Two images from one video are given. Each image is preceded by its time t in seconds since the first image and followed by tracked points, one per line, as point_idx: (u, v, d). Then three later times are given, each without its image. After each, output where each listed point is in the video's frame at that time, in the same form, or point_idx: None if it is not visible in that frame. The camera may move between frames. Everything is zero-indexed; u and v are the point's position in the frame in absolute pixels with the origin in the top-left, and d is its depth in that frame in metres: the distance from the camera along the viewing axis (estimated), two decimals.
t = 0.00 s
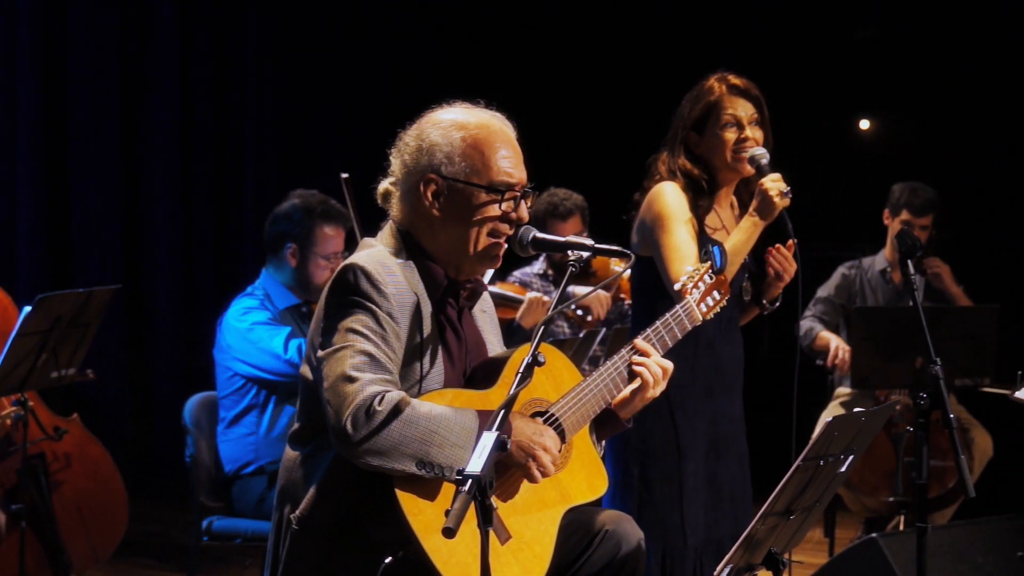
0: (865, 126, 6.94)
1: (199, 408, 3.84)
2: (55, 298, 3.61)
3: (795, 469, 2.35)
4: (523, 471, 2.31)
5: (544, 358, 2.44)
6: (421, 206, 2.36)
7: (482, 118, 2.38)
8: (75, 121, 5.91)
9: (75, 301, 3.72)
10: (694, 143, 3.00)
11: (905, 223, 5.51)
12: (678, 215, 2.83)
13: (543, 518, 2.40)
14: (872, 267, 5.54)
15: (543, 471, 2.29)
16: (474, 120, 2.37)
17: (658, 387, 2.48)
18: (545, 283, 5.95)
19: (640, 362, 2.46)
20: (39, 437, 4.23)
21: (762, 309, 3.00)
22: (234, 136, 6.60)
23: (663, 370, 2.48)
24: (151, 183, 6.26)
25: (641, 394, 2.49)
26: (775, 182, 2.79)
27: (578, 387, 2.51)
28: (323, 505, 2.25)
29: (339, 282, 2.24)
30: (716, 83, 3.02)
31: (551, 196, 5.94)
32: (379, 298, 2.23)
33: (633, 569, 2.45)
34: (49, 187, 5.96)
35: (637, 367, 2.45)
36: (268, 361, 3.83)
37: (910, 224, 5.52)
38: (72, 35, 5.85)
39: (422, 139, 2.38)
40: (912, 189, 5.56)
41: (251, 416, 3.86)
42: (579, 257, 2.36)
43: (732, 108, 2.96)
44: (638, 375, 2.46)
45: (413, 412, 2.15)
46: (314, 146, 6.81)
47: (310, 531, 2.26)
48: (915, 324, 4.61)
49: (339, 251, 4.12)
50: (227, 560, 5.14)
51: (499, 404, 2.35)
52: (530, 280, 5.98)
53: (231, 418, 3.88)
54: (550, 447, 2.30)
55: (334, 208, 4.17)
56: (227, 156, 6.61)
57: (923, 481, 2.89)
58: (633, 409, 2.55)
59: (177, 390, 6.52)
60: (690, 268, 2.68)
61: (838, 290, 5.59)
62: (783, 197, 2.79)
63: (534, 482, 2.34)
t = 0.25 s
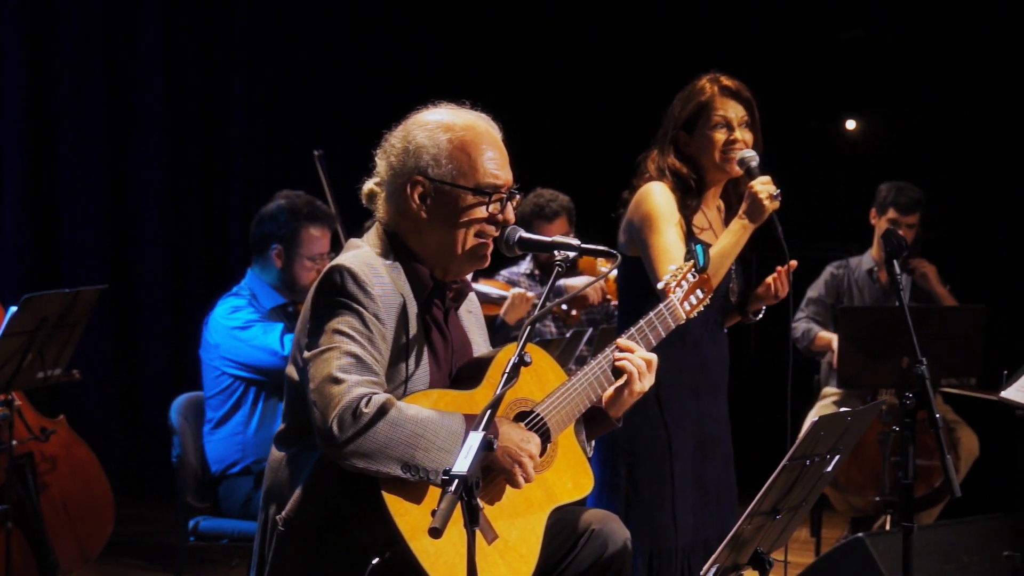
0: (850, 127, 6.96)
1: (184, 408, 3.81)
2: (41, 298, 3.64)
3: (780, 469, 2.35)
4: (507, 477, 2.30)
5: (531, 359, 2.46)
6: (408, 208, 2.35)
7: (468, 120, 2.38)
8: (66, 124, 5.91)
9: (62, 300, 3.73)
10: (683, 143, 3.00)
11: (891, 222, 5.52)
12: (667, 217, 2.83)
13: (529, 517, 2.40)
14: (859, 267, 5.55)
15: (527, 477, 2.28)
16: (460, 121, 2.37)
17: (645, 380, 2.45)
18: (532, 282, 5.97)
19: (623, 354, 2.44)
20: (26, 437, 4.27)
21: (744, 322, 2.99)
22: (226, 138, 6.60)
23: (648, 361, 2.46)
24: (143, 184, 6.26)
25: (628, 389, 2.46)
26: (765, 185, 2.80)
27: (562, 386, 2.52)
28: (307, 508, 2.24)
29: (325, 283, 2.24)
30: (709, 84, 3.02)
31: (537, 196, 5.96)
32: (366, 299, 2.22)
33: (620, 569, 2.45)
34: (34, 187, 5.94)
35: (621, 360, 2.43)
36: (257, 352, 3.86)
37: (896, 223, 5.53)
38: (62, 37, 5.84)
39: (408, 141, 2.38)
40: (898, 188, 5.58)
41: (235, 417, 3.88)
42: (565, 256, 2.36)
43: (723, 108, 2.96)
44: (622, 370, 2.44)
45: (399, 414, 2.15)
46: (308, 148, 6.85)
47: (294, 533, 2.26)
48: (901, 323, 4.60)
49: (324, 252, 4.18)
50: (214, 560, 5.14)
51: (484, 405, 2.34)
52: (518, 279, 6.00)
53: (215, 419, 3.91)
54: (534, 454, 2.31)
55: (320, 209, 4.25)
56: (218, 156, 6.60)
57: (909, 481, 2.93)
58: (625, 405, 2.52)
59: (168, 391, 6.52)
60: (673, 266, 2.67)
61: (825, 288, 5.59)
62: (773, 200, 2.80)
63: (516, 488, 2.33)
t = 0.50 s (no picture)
0: (843, 127, 6.90)
1: (178, 408, 3.79)
2: (35, 298, 3.63)
3: (775, 469, 2.35)
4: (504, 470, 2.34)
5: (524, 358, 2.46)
6: (399, 208, 2.35)
7: (458, 119, 2.39)
8: (62, 124, 5.90)
9: (55, 300, 3.73)
10: (675, 144, 3.00)
11: (886, 225, 5.52)
12: (659, 218, 2.83)
13: (523, 516, 2.39)
14: (853, 268, 5.55)
15: (524, 472, 2.31)
16: (449, 121, 2.37)
17: (640, 375, 2.44)
18: (526, 283, 5.97)
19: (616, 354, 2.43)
20: (20, 437, 4.26)
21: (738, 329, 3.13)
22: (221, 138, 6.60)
23: (642, 357, 2.45)
24: (139, 184, 6.26)
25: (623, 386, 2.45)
26: (758, 188, 2.80)
27: (555, 385, 2.52)
28: (300, 509, 2.23)
29: (315, 284, 2.23)
30: (699, 84, 3.02)
31: (531, 196, 5.96)
32: (356, 299, 2.22)
33: (613, 569, 2.45)
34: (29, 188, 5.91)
35: (614, 356, 2.42)
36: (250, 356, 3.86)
37: (891, 225, 5.53)
38: (58, 37, 5.84)
39: (398, 141, 2.38)
40: (892, 189, 5.58)
41: (228, 417, 3.92)
42: (558, 257, 2.35)
43: (714, 108, 2.96)
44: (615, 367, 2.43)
45: (390, 415, 2.14)
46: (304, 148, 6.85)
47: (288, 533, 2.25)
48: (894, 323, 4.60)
49: (317, 252, 4.20)
50: (207, 560, 5.14)
51: (478, 403, 2.35)
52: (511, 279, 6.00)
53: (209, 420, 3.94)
54: (532, 449, 2.32)
55: (313, 209, 4.25)
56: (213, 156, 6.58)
57: (902, 481, 2.94)
58: (621, 404, 2.52)
59: (163, 391, 6.52)
60: (662, 267, 2.67)
61: (818, 289, 5.60)
62: (765, 204, 2.80)
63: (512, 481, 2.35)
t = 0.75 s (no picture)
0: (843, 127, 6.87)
1: (177, 409, 3.81)
2: (35, 298, 3.64)
3: (774, 469, 2.35)
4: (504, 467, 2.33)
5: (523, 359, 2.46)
6: (397, 208, 2.35)
7: (455, 120, 2.38)
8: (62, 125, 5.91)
9: (55, 300, 3.74)
10: (673, 143, 3.01)
11: (882, 220, 5.53)
12: (658, 218, 2.83)
13: (522, 516, 2.39)
14: (852, 268, 5.56)
15: (524, 467, 2.31)
16: (447, 121, 2.37)
17: (641, 377, 2.44)
18: (526, 283, 5.98)
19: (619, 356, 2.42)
20: (20, 438, 4.27)
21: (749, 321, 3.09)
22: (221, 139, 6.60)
23: (643, 359, 2.45)
24: (139, 185, 6.26)
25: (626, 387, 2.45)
26: (758, 187, 2.79)
27: (555, 386, 2.52)
28: (298, 511, 2.22)
29: (310, 286, 2.23)
30: (695, 82, 3.03)
31: (532, 197, 5.96)
32: (351, 301, 2.21)
33: (613, 569, 2.45)
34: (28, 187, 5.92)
35: (616, 357, 2.41)
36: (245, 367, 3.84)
37: (888, 223, 5.53)
38: (57, 36, 5.84)
39: (395, 141, 2.37)
40: (887, 186, 5.59)
41: (233, 418, 3.90)
42: (558, 257, 2.35)
43: (710, 105, 2.96)
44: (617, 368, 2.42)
45: (385, 417, 2.14)
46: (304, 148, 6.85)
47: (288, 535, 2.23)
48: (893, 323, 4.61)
49: (317, 252, 4.19)
50: (207, 561, 5.14)
51: (477, 404, 2.35)
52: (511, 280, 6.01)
53: (209, 419, 3.94)
54: (532, 447, 2.31)
55: (313, 209, 4.25)
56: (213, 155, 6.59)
57: (902, 481, 2.94)
58: (622, 405, 2.51)
59: (165, 391, 6.54)
60: (664, 267, 2.67)
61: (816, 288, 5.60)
62: (765, 202, 2.79)
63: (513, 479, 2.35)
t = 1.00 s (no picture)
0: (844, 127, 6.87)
1: (178, 410, 3.76)
2: (35, 298, 3.63)
3: (775, 469, 2.35)
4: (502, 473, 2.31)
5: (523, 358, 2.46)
6: (397, 208, 2.34)
7: (455, 119, 2.37)
8: (62, 125, 5.90)
9: (55, 300, 3.73)
10: (668, 141, 3.01)
11: (879, 217, 5.53)
12: (656, 215, 2.83)
13: (522, 517, 2.39)
14: (852, 268, 5.56)
15: (523, 474, 2.28)
16: (447, 121, 2.36)
17: (640, 379, 2.44)
18: (526, 283, 5.99)
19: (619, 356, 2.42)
20: (21, 438, 4.26)
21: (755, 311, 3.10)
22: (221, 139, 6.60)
23: (643, 359, 2.44)
24: (140, 185, 6.26)
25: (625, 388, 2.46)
26: (757, 184, 2.80)
27: (555, 387, 2.52)
28: (299, 512, 2.23)
29: (310, 287, 2.23)
30: (688, 80, 3.03)
31: (534, 197, 5.96)
32: (350, 302, 2.21)
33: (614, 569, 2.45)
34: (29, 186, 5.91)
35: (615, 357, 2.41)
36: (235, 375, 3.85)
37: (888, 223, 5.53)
38: (58, 36, 5.83)
39: (396, 141, 2.36)
40: (883, 184, 5.60)
41: (233, 418, 3.92)
42: (559, 257, 2.35)
43: (703, 100, 2.96)
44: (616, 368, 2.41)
45: (385, 419, 2.14)
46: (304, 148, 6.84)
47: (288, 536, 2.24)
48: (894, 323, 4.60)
49: (318, 252, 4.20)
50: (206, 561, 5.14)
51: (476, 406, 2.35)
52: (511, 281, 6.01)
53: (211, 418, 3.95)
54: (530, 451, 2.29)
55: (314, 209, 4.25)
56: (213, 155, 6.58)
57: (902, 480, 2.94)
58: (622, 406, 2.51)
59: (165, 391, 6.53)
60: (665, 266, 2.67)
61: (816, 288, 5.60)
62: (764, 199, 2.79)
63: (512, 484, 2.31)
